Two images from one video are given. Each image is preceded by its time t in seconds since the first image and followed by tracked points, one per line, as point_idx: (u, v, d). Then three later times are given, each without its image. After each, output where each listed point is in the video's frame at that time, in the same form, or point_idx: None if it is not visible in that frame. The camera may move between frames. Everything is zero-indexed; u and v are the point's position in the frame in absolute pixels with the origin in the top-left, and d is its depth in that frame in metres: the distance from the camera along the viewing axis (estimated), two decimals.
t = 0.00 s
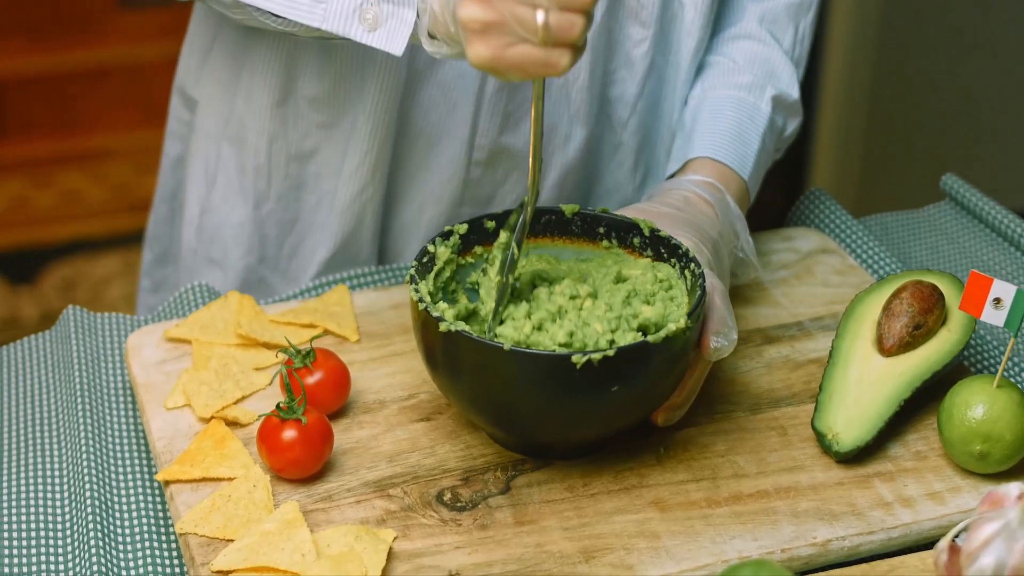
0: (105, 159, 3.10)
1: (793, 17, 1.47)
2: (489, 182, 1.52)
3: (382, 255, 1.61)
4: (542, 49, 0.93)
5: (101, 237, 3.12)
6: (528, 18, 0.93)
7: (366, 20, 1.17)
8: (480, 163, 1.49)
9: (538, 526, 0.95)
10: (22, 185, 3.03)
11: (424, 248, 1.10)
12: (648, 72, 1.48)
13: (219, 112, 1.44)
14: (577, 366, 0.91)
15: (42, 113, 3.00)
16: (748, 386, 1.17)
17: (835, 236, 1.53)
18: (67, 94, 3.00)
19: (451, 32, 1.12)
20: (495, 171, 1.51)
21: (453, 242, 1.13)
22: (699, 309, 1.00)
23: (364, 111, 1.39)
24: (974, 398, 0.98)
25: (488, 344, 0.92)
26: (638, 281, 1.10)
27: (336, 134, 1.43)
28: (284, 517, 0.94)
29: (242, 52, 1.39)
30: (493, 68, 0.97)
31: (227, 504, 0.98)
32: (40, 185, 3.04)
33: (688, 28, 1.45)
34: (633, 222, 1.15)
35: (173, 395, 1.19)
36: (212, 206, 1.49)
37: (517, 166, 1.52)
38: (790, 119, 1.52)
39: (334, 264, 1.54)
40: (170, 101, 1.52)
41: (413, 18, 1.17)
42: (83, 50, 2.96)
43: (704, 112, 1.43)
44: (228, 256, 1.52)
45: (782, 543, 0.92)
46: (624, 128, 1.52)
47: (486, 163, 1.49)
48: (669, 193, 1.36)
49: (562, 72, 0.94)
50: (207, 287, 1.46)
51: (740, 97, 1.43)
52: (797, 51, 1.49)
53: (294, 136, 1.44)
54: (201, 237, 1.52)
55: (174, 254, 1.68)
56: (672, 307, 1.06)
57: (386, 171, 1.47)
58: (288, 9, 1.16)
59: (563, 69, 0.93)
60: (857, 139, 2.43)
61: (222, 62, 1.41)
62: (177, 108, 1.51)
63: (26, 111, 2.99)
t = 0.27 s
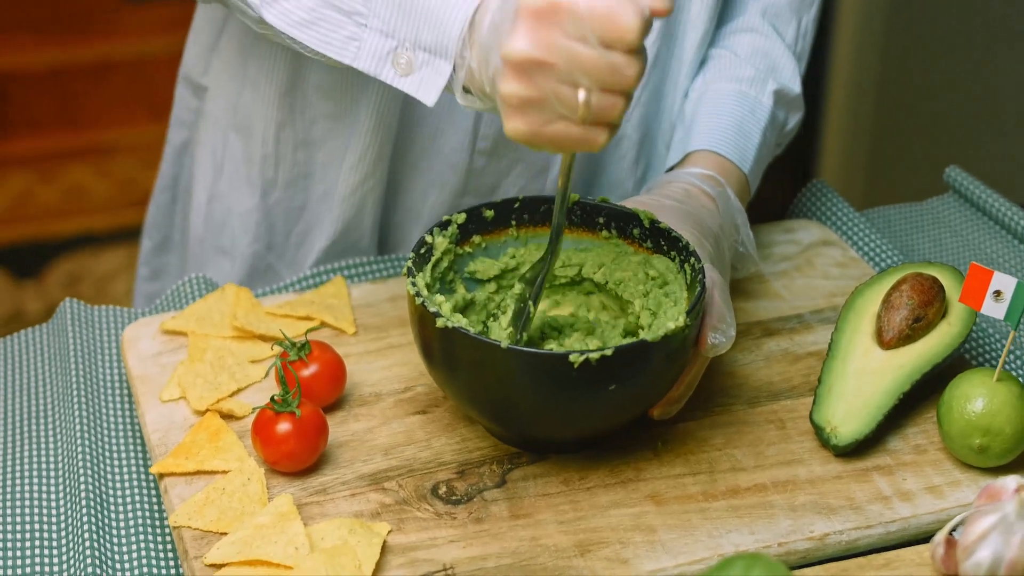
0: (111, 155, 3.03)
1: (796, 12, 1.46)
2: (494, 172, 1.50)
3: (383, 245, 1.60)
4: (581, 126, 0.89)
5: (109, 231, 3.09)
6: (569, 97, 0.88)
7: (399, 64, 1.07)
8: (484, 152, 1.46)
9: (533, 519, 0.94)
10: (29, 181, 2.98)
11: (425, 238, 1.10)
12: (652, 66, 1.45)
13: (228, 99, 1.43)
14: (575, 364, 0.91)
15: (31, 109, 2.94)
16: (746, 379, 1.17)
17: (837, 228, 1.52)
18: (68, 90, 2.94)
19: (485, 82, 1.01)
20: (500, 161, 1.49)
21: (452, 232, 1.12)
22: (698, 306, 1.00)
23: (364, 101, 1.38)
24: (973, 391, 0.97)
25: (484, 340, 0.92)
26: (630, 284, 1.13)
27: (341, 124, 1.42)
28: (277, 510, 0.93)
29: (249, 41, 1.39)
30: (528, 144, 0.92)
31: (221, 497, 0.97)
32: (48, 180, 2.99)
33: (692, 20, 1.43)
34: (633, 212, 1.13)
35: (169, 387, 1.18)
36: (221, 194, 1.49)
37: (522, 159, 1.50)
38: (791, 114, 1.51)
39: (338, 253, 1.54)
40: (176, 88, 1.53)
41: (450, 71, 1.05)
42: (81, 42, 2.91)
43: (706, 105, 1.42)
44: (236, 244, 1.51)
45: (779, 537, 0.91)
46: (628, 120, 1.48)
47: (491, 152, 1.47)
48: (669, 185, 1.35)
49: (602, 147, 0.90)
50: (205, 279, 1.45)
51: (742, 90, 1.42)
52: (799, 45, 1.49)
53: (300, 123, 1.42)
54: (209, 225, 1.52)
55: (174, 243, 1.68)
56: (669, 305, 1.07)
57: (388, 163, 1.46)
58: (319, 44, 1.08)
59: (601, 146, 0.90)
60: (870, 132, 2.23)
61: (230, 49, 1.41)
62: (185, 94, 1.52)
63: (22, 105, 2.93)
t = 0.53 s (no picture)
0: (122, 148, 3.15)
1: (798, 9, 1.45)
2: (509, 165, 1.50)
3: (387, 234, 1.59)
4: (614, 127, 0.91)
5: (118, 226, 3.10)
6: (610, 97, 0.88)
7: (389, 70, 1.09)
8: (502, 145, 1.47)
9: (529, 512, 0.94)
10: (35, 174, 3.06)
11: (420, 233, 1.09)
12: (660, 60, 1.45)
13: (243, 92, 1.43)
14: (568, 351, 0.90)
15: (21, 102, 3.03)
16: (745, 373, 1.16)
17: (839, 223, 1.52)
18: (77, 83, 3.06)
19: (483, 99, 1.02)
20: (515, 156, 1.49)
21: (447, 227, 1.12)
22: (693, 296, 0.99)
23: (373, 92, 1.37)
24: (972, 386, 0.97)
25: (477, 328, 0.91)
26: (627, 275, 1.11)
27: (358, 115, 1.42)
28: (271, 502, 0.93)
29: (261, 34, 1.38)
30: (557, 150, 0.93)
31: (215, 489, 0.97)
32: (55, 174, 3.08)
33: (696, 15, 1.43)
34: (629, 207, 1.13)
35: (166, 379, 1.18)
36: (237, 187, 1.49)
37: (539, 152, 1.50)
38: (792, 110, 1.50)
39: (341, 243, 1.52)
40: (186, 82, 1.51)
41: (440, 81, 1.07)
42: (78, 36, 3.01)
43: (707, 99, 1.41)
44: (253, 236, 1.51)
45: (775, 530, 0.91)
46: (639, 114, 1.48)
47: (508, 145, 1.48)
48: (668, 181, 1.34)
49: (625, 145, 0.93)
50: (205, 271, 1.45)
51: (742, 86, 1.41)
52: (801, 43, 1.48)
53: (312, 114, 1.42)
54: (226, 218, 1.52)
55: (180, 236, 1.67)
56: (663, 296, 1.05)
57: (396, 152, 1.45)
58: (310, 44, 1.10)
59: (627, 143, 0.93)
60: (879, 122, 2.25)
61: (241, 41, 1.41)
62: (196, 88, 1.51)
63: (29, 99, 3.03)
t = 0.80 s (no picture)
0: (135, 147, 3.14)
1: (804, 5, 1.45)
2: (511, 162, 1.49)
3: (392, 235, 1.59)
4: (608, 108, 0.93)
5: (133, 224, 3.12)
6: (601, 79, 0.90)
7: (378, 57, 1.09)
8: (502, 142, 1.46)
9: (529, 510, 0.94)
10: (52, 172, 3.05)
11: (422, 231, 1.09)
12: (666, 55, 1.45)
13: (239, 93, 1.42)
14: (568, 348, 0.90)
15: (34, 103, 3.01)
16: (748, 372, 1.16)
17: (844, 222, 1.51)
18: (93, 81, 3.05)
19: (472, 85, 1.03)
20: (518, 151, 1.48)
21: (449, 224, 1.12)
22: (694, 293, 0.99)
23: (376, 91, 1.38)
24: (974, 385, 0.96)
25: (477, 326, 0.91)
26: (628, 275, 1.10)
27: (356, 113, 1.42)
28: (272, 499, 0.93)
29: (262, 33, 1.37)
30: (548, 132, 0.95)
31: (217, 486, 0.97)
32: (71, 171, 3.07)
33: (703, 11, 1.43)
34: (632, 205, 1.13)
35: (169, 376, 1.18)
36: (233, 188, 1.48)
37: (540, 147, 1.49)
38: (798, 108, 1.50)
39: (345, 241, 1.52)
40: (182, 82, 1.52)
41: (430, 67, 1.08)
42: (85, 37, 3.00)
43: (712, 95, 1.41)
44: (252, 237, 1.52)
45: (775, 530, 0.90)
46: (643, 110, 1.48)
47: (509, 142, 1.47)
48: (671, 179, 1.34)
49: (619, 130, 0.95)
50: (210, 268, 1.45)
51: (748, 83, 1.40)
52: (806, 39, 1.48)
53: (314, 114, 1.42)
54: (223, 219, 1.51)
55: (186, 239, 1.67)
56: (664, 296, 1.05)
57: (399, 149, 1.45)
58: (299, 34, 1.09)
59: (622, 127, 0.94)
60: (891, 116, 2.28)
61: (236, 40, 1.40)
62: (191, 90, 1.51)
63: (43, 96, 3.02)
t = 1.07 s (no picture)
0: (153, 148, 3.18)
1: (811, 12, 1.44)
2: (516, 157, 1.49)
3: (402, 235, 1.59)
4: (577, 18, 0.88)
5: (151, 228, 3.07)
6: None
7: None
8: (509, 139, 1.46)
9: (535, 514, 0.94)
10: (65, 174, 3.12)
11: (428, 236, 1.09)
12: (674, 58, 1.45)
13: (254, 91, 1.45)
14: (571, 353, 0.91)
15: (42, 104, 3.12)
16: (753, 376, 1.16)
17: (852, 227, 1.52)
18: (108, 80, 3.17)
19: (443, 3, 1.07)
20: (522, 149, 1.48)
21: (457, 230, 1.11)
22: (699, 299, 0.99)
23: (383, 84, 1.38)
24: (979, 390, 0.96)
25: (483, 330, 0.92)
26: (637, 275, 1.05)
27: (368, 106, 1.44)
28: (279, 502, 0.94)
29: (275, 29, 1.41)
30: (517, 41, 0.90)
31: (225, 489, 0.98)
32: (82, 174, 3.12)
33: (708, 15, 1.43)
34: (638, 210, 1.15)
35: (178, 379, 1.19)
36: (248, 186, 1.50)
37: (547, 148, 1.49)
38: (803, 114, 1.50)
39: (355, 243, 1.53)
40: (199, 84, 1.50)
41: None
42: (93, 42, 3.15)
43: (719, 102, 1.41)
44: (264, 235, 1.52)
45: (779, 534, 0.91)
46: (649, 113, 1.49)
47: (515, 140, 1.47)
48: (677, 184, 1.34)
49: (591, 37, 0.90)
50: (221, 272, 1.46)
51: (753, 89, 1.41)
52: (813, 46, 1.47)
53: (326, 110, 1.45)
54: (238, 218, 1.53)
55: (198, 241, 1.67)
56: (672, 300, 1.03)
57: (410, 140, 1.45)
58: None
59: (593, 35, 0.89)
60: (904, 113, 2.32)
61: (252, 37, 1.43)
62: (208, 91, 1.50)
63: (57, 98, 3.13)
